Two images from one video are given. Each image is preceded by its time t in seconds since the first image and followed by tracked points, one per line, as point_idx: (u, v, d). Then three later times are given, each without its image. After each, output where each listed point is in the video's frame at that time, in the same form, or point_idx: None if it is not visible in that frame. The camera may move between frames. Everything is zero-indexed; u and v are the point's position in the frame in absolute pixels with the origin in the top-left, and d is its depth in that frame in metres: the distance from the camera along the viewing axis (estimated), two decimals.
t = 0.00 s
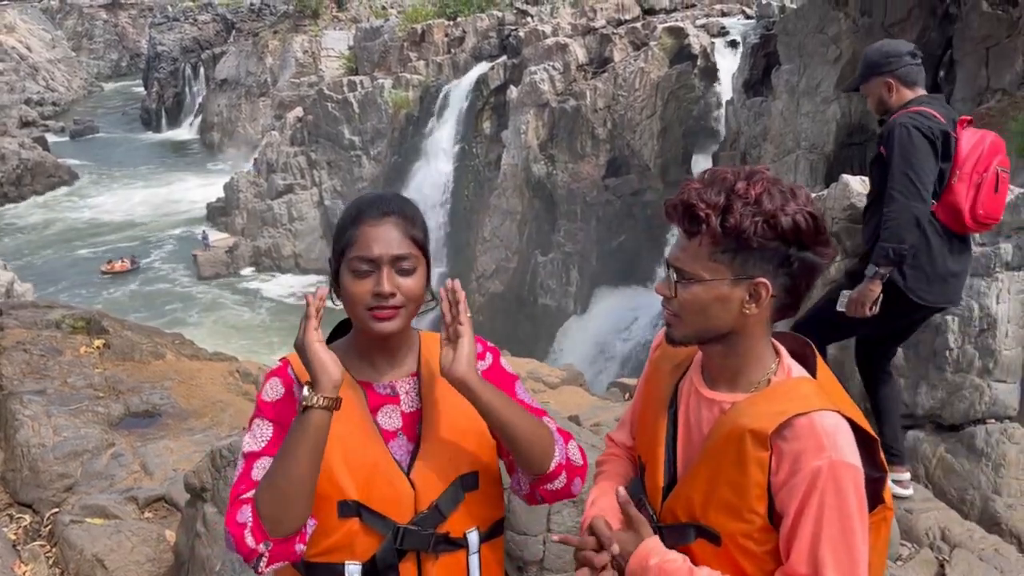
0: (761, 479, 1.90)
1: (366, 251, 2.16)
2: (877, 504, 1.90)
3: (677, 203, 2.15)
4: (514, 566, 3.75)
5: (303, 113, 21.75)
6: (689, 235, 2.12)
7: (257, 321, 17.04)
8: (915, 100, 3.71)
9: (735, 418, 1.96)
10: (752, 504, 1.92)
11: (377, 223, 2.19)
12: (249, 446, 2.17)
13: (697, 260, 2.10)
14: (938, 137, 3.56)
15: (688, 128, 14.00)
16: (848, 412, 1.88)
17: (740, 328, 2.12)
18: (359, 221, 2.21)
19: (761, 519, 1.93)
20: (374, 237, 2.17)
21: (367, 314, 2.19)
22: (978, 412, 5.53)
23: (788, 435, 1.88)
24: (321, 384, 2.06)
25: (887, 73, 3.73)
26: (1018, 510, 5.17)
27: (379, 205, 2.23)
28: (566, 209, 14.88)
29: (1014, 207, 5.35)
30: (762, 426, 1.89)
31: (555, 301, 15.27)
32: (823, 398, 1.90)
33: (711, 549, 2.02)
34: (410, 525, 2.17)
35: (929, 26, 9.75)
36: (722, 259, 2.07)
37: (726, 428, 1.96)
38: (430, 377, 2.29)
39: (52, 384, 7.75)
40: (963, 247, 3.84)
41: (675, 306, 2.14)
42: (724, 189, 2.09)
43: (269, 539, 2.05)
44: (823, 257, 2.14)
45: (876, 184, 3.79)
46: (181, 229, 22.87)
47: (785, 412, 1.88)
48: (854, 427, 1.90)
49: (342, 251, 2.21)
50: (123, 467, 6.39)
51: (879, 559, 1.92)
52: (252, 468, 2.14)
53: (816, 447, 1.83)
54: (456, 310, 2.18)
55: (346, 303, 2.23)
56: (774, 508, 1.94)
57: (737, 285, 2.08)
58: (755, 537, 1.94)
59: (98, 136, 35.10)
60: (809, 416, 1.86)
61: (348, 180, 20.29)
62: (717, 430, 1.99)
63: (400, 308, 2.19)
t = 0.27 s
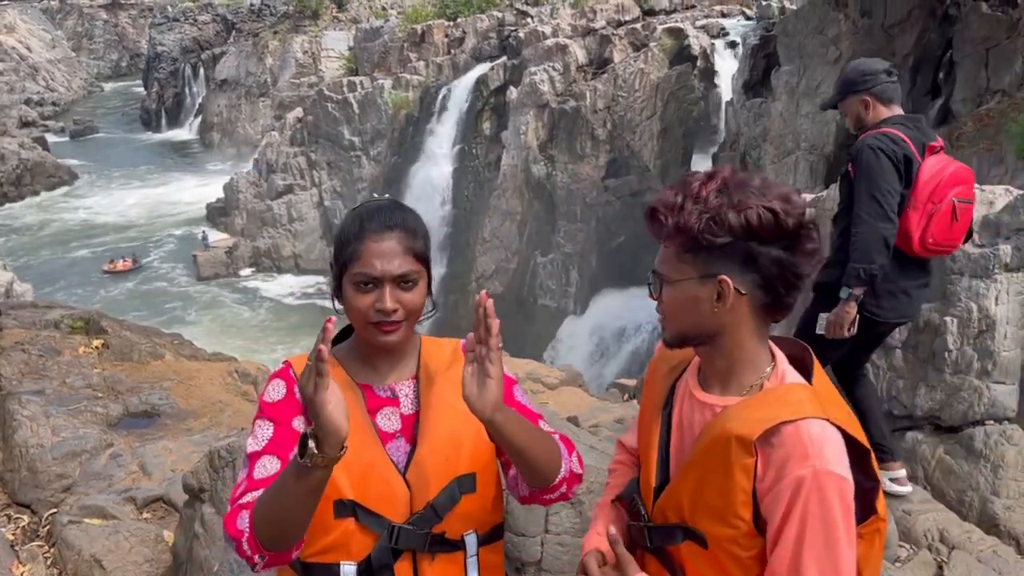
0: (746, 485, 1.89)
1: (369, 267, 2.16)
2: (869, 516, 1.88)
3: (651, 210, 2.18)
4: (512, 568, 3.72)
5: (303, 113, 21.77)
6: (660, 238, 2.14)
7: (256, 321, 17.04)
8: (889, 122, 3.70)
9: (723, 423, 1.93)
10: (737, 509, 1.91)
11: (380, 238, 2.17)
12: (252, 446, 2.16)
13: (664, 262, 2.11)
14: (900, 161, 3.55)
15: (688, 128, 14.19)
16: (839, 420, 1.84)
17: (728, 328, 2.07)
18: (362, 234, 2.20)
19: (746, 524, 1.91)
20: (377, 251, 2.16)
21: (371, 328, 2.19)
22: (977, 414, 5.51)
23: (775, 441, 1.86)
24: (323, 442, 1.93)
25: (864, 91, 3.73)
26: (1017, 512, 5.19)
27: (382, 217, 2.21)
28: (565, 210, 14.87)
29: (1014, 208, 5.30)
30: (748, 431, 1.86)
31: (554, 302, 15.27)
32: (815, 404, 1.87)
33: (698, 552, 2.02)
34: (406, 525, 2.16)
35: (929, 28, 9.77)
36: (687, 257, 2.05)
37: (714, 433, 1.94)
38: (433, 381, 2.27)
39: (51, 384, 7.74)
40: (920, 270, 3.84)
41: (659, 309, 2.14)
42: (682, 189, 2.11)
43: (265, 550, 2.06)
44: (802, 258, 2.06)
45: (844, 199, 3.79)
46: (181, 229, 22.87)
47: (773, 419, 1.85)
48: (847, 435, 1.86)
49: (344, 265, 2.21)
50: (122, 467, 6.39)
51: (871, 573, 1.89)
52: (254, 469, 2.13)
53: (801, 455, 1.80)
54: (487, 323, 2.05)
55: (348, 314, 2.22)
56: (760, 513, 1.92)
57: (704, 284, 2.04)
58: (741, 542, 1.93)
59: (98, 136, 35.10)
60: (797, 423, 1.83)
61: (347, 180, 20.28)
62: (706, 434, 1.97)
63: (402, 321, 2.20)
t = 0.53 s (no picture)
0: (726, 482, 1.87)
1: (370, 254, 2.16)
2: (858, 519, 1.85)
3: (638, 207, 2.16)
4: (512, 566, 3.72)
5: (303, 113, 21.78)
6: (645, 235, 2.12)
7: (256, 321, 17.03)
8: (832, 139, 3.74)
9: (704, 420, 1.92)
10: (716, 506, 1.90)
11: (379, 225, 2.18)
12: (246, 436, 2.17)
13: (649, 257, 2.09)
14: (838, 178, 3.55)
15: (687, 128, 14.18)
16: (824, 420, 1.80)
17: (700, 325, 2.04)
18: (360, 222, 2.20)
19: (728, 520, 1.91)
20: (377, 238, 2.17)
21: (376, 317, 2.20)
22: (977, 413, 5.51)
23: (755, 440, 1.84)
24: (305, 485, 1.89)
25: (812, 110, 3.81)
26: (1017, 511, 5.20)
27: (381, 204, 2.22)
28: (565, 210, 14.85)
29: (1014, 207, 5.25)
30: (726, 428, 1.85)
31: (554, 301, 15.27)
32: (800, 402, 1.84)
33: (686, 546, 2.03)
34: (399, 523, 2.15)
35: (928, 28, 9.83)
36: (668, 254, 2.03)
37: (695, 429, 1.93)
38: (433, 378, 2.26)
39: (50, 384, 7.74)
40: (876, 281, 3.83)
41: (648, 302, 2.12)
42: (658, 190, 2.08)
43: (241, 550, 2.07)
44: (772, 263, 1.94)
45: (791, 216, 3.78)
46: (181, 229, 22.87)
47: (752, 416, 1.83)
48: (834, 436, 1.82)
49: (345, 254, 2.21)
50: (122, 467, 6.39)
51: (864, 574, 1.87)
52: (245, 462, 2.13)
53: (779, 453, 1.78)
54: (486, 384, 1.98)
55: (352, 304, 2.22)
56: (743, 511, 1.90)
57: (678, 281, 2.02)
58: (725, 538, 1.93)
59: (99, 136, 35.09)
60: (777, 422, 1.80)
61: (347, 180, 20.28)
62: (689, 430, 1.96)
63: (406, 309, 2.21)
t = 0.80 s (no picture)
0: (712, 479, 1.87)
1: (409, 243, 2.21)
2: (844, 521, 1.84)
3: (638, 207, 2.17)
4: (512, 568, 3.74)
5: (303, 113, 21.80)
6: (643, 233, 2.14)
7: (256, 321, 17.03)
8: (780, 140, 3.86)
9: (694, 417, 1.92)
10: (703, 503, 1.90)
11: (409, 215, 2.24)
12: (236, 462, 2.21)
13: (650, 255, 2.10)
14: (779, 176, 3.66)
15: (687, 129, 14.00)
16: (816, 422, 1.79)
17: (700, 322, 2.04)
18: (384, 214, 2.24)
19: (714, 517, 1.90)
20: (410, 229, 2.23)
21: (422, 303, 2.24)
22: (977, 413, 5.50)
23: (745, 439, 1.84)
24: None
25: (760, 112, 3.94)
26: (1018, 511, 5.18)
27: (403, 199, 2.28)
28: (565, 210, 14.86)
29: (1014, 207, 5.25)
30: (714, 426, 1.85)
31: (554, 301, 15.26)
32: (792, 402, 1.83)
33: (674, 541, 2.03)
34: (400, 533, 2.14)
35: (928, 27, 9.83)
36: (668, 251, 2.03)
37: (685, 427, 1.93)
38: (432, 383, 2.27)
39: (50, 384, 7.73)
40: (827, 278, 3.86)
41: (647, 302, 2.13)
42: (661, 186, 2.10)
43: None
44: (769, 262, 1.94)
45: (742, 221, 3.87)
46: (181, 229, 22.87)
47: (742, 415, 1.83)
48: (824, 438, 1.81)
49: (380, 246, 2.22)
50: (122, 467, 6.38)
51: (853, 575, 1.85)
52: (230, 498, 2.19)
53: (767, 452, 1.78)
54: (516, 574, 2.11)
55: (388, 297, 2.23)
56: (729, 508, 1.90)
57: (677, 277, 2.01)
58: (711, 536, 1.92)
59: (98, 136, 35.08)
60: (766, 421, 1.80)
61: (347, 180, 20.29)
62: (680, 427, 1.96)
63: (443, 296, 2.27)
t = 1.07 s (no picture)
0: (712, 478, 1.87)
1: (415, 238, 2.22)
2: (846, 521, 1.84)
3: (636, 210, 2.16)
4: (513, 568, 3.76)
5: (303, 113, 21.83)
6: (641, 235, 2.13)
7: (256, 320, 17.03)
8: (746, 143, 4.27)
9: (695, 417, 1.92)
10: (704, 502, 1.90)
11: (403, 212, 2.24)
12: (237, 489, 2.07)
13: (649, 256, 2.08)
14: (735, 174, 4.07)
15: (687, 128, 13.88)
16: (817, 421, 1.78)
17: (701, 321, 2.03)
18: (376, 212, 2.21)
19: (714, 518, 1.90)
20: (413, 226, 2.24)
21: (434, 291, 2.24)
22: (977, 412, 5.50)
23: (746, 437, 1.83)
24: None
25: (730, 117, 4.38)
26: (1018, 511, 5.17)
27: (392, 197, 2.26)
28: (565, 209, 14.87)
29: (1014, 206, 5.23)
30: (715, 424, 1.85)
31: (555, 301, 15.25)
32: (793, 399, 1.82)
33: (675, 540, 2.04)
34: (434, 528, 2.18)
35: (928, 26, 9.80)
36: (659, 254, 2.03)
37: (687, 425, 1.93)
38: (432, 377, 2.30)
39: (51, 384, 7.74)
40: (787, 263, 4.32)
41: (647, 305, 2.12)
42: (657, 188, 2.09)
43: None
44: (749, 262, 1.91)
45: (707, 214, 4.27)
46: (182, 229, 22.87)
47: (743, 414, 1.82)
48: (825, 435, 1.80)
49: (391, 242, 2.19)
50: (122, 467, 6.39)
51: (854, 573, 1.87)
52: (236, 521, 2.09)
53: (769, 451, 1.77)
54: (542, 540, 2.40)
55: (399, 292, 2.20)
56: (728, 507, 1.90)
57: (668, 279, 2.02)
58: (712, 536, 1.92)
59: (98, 136, 35.09)
60: (767, 420, 1.79)
61: (348, 180, 20.32)
62: (681, 427, 1.96)
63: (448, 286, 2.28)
